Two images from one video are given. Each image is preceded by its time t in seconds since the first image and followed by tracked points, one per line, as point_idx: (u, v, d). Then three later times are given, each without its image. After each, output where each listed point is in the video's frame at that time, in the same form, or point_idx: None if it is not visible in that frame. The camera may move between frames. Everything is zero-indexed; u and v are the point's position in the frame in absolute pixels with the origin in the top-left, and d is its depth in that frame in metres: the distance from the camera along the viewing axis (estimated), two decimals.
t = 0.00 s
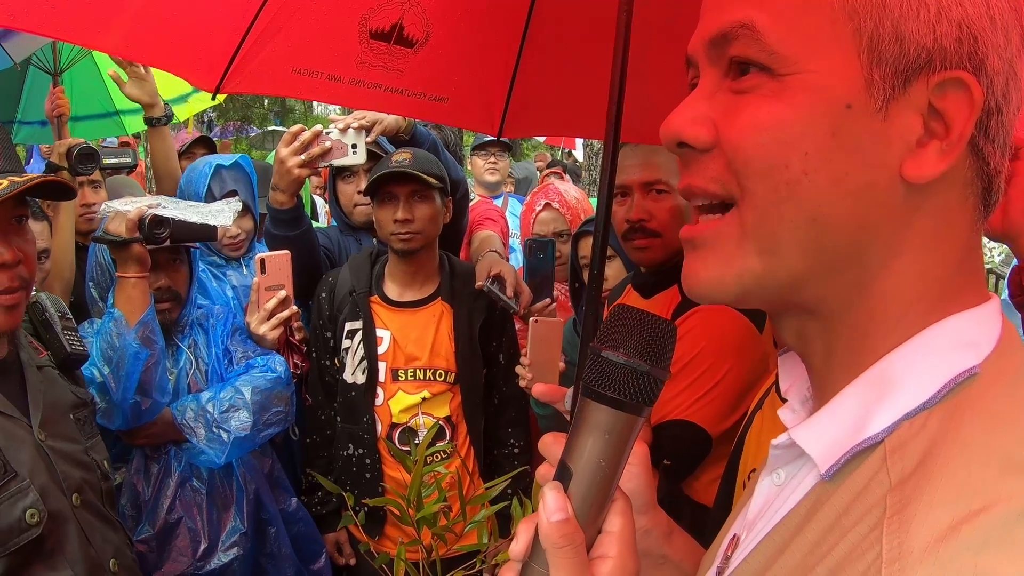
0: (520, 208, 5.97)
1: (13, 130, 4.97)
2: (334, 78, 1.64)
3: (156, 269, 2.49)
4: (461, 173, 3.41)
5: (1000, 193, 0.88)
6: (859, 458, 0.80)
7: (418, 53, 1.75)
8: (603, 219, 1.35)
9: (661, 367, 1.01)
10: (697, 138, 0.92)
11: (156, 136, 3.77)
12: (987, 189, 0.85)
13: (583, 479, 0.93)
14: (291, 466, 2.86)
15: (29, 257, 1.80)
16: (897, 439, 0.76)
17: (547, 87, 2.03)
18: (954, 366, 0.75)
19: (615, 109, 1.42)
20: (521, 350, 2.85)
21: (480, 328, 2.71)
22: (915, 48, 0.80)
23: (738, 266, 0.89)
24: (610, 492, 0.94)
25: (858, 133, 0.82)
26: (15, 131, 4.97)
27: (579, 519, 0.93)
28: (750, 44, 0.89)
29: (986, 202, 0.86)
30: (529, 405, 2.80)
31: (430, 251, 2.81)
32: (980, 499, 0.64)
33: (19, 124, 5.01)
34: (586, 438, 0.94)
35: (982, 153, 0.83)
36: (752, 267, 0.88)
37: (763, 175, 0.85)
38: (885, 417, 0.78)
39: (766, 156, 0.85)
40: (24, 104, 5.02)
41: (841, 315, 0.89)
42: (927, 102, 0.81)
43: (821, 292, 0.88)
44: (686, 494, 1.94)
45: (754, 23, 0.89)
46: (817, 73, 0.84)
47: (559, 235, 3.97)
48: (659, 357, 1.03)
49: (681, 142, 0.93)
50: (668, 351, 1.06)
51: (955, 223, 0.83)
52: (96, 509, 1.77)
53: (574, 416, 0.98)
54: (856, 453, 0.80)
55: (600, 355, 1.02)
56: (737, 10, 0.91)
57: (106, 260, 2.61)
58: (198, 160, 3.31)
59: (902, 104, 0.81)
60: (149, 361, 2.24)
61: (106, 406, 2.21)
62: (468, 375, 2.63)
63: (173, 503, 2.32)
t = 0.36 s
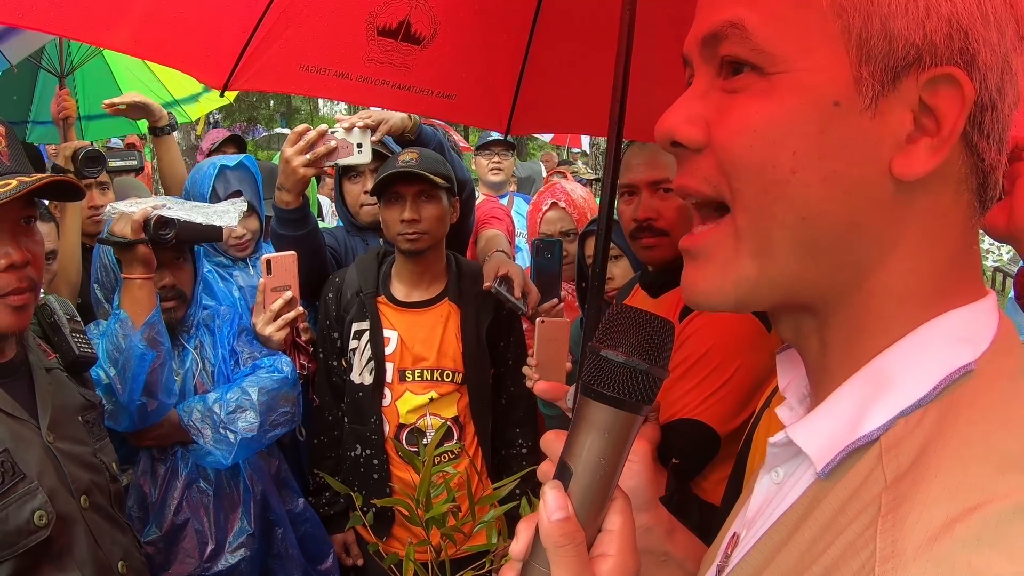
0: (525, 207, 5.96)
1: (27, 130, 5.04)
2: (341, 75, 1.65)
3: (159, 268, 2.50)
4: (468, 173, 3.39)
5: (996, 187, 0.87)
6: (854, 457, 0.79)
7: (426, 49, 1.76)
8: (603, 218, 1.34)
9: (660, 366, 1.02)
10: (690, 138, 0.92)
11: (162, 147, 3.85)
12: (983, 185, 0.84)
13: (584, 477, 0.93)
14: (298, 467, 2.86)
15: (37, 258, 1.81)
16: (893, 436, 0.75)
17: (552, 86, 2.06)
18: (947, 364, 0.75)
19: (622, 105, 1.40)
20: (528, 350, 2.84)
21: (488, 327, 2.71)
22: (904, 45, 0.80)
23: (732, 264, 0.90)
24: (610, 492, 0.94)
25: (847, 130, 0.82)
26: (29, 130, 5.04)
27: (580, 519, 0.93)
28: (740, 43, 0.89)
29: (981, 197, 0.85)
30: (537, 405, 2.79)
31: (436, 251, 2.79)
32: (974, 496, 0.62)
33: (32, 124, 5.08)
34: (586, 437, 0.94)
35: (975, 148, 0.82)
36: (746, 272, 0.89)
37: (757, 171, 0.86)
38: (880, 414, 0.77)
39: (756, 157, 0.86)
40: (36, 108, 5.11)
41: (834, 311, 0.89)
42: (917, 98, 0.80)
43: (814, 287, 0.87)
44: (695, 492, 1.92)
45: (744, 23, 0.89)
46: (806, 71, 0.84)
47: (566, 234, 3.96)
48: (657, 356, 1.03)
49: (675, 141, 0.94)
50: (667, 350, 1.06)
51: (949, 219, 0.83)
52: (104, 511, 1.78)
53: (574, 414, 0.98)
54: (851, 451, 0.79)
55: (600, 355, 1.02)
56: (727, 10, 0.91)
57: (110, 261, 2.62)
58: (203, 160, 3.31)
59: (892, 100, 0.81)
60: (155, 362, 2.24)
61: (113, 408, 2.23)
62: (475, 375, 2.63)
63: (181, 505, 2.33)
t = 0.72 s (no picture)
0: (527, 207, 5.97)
1: (30, 132, 5.06)
2: (343, 82, 1.67)
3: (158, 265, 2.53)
4: (469, 174, 3.39)
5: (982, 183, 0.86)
6: (847, 456, 0.79)
7: (427, 55, 1.78)
8: (598, 222, 1.34)
9: (646, 368, 1.02)
10: (666, 147, 0.93)
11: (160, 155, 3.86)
12: (967, 181, 0.83)
13: (570, 482, 0.93)
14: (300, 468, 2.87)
15: (39, 259, 1.81)
16: (883, 436, 0.75)
17: (545, 91, 2.08)
18: (938, 362, 0.75)
19: (612, 115, 1.43)
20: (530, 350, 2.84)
21: (490, 327, 2.71)
22: (868, 44, 0.79)
23: (713, 269, 0.90)
24: (598, 494, 0.95)
25: (813, 133, 0.82)
26: (32, 133, 5.07)
27: (568, 521, 0.93)
28: (705, 52, 0.90)
29: (966, 195, 0.84)
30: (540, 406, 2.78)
31: (438, 252, 2.80)
32: (962, 498, 0.63)
33: (35, 126, 5.12)
34: (573, 440, 0.95)
35: (954, 144, 0.82)
36: (726, 267, 0.89)
37: (723, 167, 0.86)
38: (871, 414, 0.77)
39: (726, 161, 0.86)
40: (39, 109, 5.14)
41: (818, 309, 0.89)
42: (888, 95, 0.80)
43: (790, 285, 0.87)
44: (697, 492, 1.92)
45: (709, 32, 0.89)
46: (770, 76, 0.84)
47: (567, 235, 3.96)
48: (643, 357, 1.04)
49: (653, 150, 0.94)
50: (654, 351, 1.07)
51: (928, 217, 0.82)
52: (107, 511, 1.78)
53: (562, 418, 0.99)
54: (844, 451, 0.79)
55: (585, 358, 1.03)
56: (693, 21, 0.92)
57: (110, 261, 2.63)
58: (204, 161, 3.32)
59: (860, 99, 0.81)
60: (156, 363, 2.24)
61: (114, 409, 2.23)
62: (477, 375, 2.63)
63: (182, 506, 2.33)
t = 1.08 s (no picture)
0: (528, 208, 5.96)
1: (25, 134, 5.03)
2: (355, 89, 1.71)
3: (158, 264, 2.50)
4: (472, 174, 3.38)
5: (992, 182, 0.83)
6: (856, 458, 0.78)
7: (438, 61, 1.81)
8: (601, 224, 1.34)
9: (653, 370, 1.02)
10: (671, 141, 0.95)
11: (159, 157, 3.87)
12: (976, 181, 0.81)
13: (578, 485, 0.92)
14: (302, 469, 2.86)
15: (44, 257, 1.80)
16: (892, 440, 0.74)
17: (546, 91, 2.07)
18: (948, 366, 0.73)
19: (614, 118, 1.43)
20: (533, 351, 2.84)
21: (493, 328, 2.70)
22: (858, 41, 0.79)
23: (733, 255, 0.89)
24: (605, 498, 0.94)
25: (805, 130, 0.83)
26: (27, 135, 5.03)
27: (575, 525, 0.93)
28: (703, 50, 0.91)
29: (972, 196, 0.82)
30: (543, 406, 2.78)
31: (440, 251, 2.79)
32: (971, 503, 0.61)
33: (29, 129, 5.07)
34: (580, 443, 0.94)
35: (956, 143, 0.79)
36: (760, 265, 0.88)
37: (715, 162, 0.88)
38: (879, 416, 0.76)
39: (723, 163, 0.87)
40: (34, 109, 5.11)
41: (820, 305, 0.89)
42: (883, 91, 0.79)
43: (786, 282, 0.88)
44: (702, 493, 1.91)
45: (706, 30, 0.91)
46: (763, 73, 0.86)
47: (570, 235, 3.96)
48: (652, 360, 1.04)
49: (658, 145, 0.98)
50: (661, 353, 1.07)
51: (930, 216, 0.81)
52: (112, 511, 1.77)
53: (568, 420, 0.98)
54: (852, 453, 0.78)
55: (593, 360, 1.03)
56: (695, 18, 0.94)
57: (111, 262, 2.63)
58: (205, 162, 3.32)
59: (853, 96, 0.80)
60: (157, 367, 2.24)
61: (116, 412, 2.22)
62: (480, 376, 2.62)
63: (184, 507, 2.32)
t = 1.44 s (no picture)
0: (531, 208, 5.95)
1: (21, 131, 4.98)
2: (351, 85, 1.78)
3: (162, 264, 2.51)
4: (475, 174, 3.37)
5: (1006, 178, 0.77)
6: (852, 466, 0.77)
7: (433, 54, 1.87)
8: (604, 220, 1.32)
9: (657, 372, 1.01)
10: (677, 142, 0.96)
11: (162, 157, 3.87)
12: (984, 176, 0.76)
13: (581, 485, 0.92)
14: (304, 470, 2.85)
15: (46, 249, 1.79)
16: (890, 448, 0.72)
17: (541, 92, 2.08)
18: (954, 374, 0.71)
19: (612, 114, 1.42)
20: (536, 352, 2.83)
21: (496, 328, 2.69)
22: (833, 35, 0.77)
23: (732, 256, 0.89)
24: (606, 501, 0.94)
25: (785, 130, 0.82)
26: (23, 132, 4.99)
27: (577, 526, 0.93)
28: (696, 54, 0.92)
29: (981, 193, 0.76)
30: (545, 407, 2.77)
31: (445, 252, 2.80)
32: (967, 518, 0.60)
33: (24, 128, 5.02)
34: (582, 444, 0.94)
35: (948, 137, 0.74)
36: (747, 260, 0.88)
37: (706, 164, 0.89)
38: (879, 423, 0.74)
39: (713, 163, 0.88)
40: (30, 106, 5.09)
41: (813, 306, 0.87)
42: (866, 85, 0.76)
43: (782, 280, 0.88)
44: (707, 495, 1.90)
45: (698, 36, 0.91)
46: (747, 74, 0.85)
47: (573, 236, 3.94)
48: (656, 361, 1.03)
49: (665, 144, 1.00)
50: (665, 355, 1.06)
51: (927, 214, 0.77)
52: (116, 512, 1.76)
53: (572, 421, 0.98)
54: (850, 460, 0.77)
55: (597, 361, 1.02)
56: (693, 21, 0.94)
57: (114, 261, 2.62)
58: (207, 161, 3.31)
59: (834, 91, 0.78)
60: (158, 367, 2.22)
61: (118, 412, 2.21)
62: (484, 377, 2.61)
63: (184, 507, 2.31)
